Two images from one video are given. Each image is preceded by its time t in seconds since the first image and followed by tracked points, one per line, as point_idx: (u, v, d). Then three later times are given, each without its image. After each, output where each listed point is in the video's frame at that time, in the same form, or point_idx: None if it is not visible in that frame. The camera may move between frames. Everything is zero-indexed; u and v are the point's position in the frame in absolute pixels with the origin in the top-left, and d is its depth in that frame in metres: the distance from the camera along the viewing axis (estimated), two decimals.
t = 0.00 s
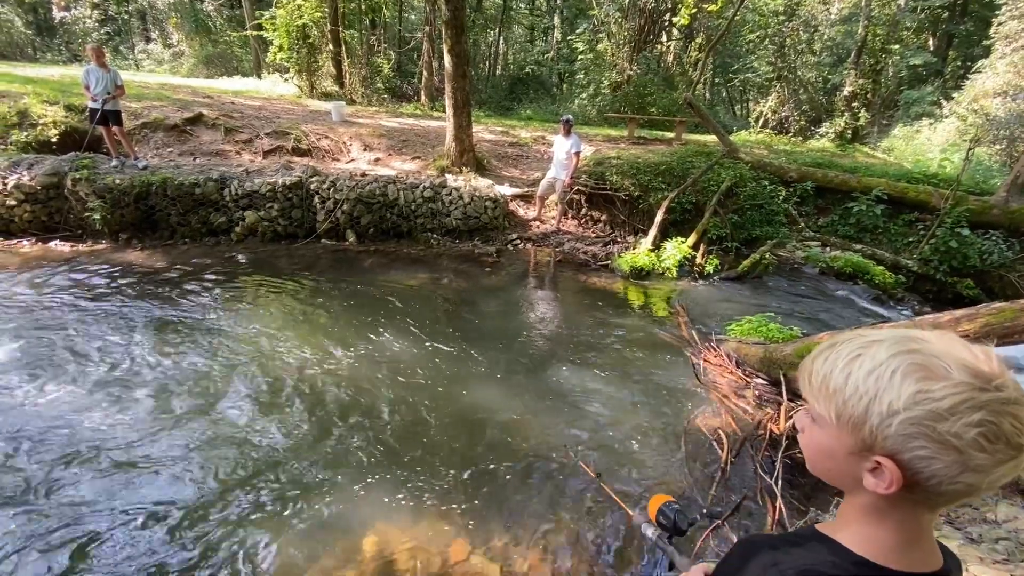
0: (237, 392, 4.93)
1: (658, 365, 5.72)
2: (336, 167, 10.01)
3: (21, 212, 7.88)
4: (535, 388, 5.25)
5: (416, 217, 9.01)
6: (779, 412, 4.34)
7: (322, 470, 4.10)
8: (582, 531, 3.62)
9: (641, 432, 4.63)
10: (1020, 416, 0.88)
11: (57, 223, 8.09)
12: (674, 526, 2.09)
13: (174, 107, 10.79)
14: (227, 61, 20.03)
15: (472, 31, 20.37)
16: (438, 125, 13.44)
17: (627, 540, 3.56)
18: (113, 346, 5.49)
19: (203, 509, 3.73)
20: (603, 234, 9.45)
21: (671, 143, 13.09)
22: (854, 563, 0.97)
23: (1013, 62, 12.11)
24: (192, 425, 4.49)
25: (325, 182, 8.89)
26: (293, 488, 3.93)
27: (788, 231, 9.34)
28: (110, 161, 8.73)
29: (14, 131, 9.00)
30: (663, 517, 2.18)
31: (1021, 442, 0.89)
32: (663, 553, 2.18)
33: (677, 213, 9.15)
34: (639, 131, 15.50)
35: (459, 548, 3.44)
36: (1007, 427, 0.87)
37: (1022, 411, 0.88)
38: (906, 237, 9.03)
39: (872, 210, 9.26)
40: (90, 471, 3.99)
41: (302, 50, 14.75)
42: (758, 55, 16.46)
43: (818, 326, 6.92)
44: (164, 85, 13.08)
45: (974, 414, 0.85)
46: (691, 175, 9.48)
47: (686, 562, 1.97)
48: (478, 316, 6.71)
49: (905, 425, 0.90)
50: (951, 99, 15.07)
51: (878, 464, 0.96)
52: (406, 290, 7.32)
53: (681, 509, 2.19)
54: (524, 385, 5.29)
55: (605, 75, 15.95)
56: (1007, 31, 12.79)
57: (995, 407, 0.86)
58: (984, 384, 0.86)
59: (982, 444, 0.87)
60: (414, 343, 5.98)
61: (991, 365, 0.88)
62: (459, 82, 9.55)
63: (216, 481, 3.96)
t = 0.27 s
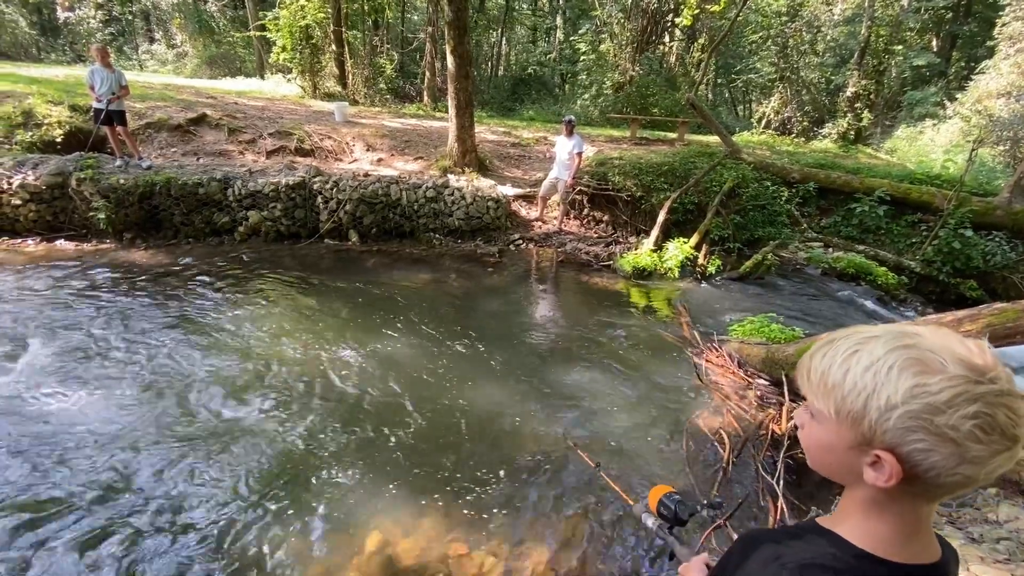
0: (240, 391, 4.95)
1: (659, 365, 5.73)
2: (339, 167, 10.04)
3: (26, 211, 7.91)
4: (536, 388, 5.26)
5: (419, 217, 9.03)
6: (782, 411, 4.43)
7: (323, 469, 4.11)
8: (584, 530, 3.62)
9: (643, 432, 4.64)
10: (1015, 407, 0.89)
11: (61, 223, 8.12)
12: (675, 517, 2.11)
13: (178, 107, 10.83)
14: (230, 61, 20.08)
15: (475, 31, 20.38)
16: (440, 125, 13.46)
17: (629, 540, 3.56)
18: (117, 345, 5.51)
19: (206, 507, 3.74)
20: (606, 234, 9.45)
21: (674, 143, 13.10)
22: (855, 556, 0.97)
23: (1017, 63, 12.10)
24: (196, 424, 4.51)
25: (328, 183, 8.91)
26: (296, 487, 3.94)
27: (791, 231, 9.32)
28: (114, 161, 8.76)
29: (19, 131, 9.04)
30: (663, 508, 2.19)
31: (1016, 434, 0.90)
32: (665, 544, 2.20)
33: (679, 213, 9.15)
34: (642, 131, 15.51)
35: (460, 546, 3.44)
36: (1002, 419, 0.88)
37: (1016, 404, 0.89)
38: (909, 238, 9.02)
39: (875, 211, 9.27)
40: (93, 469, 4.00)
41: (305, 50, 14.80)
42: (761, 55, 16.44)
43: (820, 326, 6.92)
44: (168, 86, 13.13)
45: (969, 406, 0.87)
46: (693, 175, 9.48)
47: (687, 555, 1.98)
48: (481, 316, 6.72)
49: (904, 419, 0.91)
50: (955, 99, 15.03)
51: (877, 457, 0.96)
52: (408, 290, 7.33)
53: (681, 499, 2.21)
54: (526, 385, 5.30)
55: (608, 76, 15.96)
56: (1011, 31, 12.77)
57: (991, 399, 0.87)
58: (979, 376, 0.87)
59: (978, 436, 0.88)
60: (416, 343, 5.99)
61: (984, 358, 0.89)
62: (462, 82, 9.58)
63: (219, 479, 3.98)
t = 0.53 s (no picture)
0: (243, 390, 4.96)
1: (661, 366, 5.73)
2: (342, 168, 10.06)
3: (29, 211, 7.93)
4: (538, 388, 5.26)
5: (421, 218, 9.05)
6: (784, 412, 4.40)
7: (327, 469, 4.12)
8: (586, 530, 3.63)
9: (645, 432, 4.64)
10: (1021, 404, 0.90)
11: (65, 222, 8.14)
12: (681, 514, 2.12)
13: (181, 108, 10.86)
14: (233, 62, 20.12)
15: (477, 33, 20.40)
16: (442, 126, 13.48)
17: (631, 540, 3.57)
18: (121, 345, 5.53)
19: (210, 507, 3.75)
20: (608, 235, 9.46)
21: (676, 144, 13.11)
22: (863, 552, 0.98)
23: (1020, 65, 12.07)
24: (198, 423, 4.52)
25: (330, 183, 8.92)
26: (298, 487, 3.95)
27: (793, 233, 9.32)
28: (118, 160, 8.79)
29: (23, 130, 9.07)
30: (669, 505, 2.20)
31: (1021, 430, 0.91)
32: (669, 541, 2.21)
33: (681, 215, 9.15)
34: (644, 132, 15.50)
35: (463, 546, 3.45)
36: (1009, 415, 0.89)
37: (1022, 401, 0.90)
38: (911, 240, 9.00)
39: (877, 213, 9.27)
40: (97, 469, 4.01)
41: (307, 51, 14.82)
42: (763, 57, 16.43)
43: (821, 328, 6.91)
44: (171, 86, 13.17)
45: (976, 403, 0.88)
46: (695, 177, 9.48)
47: (693, 552, 1.98)
48: (483, 317, 6.73)
49: (912, 416, 0.92)
50: (957, 101, 15.01)
51: (885, 454, 0.97)
52: (410, 290, 7.34)
53: (687, 497, 2.21)
54: (528, 385, 5.31)
55: (610, 77, 15.94)
56: (1014, 33, 12.75)
57: (997, 397, 0.88)
58: (985, 374, 0.88)
59: (984, 433, 0.89)
60: (418, 343, 6.00)
61: (992, 356, 0.90)
62: (464, 83, 9.58)
63: (223, 479, 3.98)
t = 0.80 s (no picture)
0: (244, 390, 4.96)
1: (662, 367, 5.74)
2: (343, 168, 10.08)
3: (31, 210, 7.94)
4: (539, 389, 5.27)
5: (422, 218, 9.05)
6: (784, 414, 4.37)
7: (328, 469, 4.12)
8: (587, 531, 3.63)
9: (646, 434, 4.64)
10: None
11: (67, 222, 8.15)
12: (685, 518, 2.12)
13: (182, 108, 10.88)
14: (234, 62, 20.16)
15: (478, 34, 20.44)
16: (443, 127, 13.50)
17: (632, 542, 3.56)
18: (122, 344, 5.53)
19: (211, 506, 3.75)
20: (608, 237, 9.46)
21: (676, 146, 13.13)
22: (871, 551, 0.98)
23: (1021, 68, 12.09)
24: (199, 423, 4.52)
25: (331, 184, 8.93)
26: (299, 487, 3.94)
27: (794, 235, 9.31)
28: (119, 160, 8.80)
29: (24, 130, 9.08)
30: (673, 509, 2.19)
31: None
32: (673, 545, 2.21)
33: (681, 216, 9.16)
34: (644, 134, 15.51)
35: (464, 546, 3.44)
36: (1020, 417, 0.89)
37: None
38: (912, 242, 8.99)
39: (878, 215, 9.28)
40: (97, 468, 4.01)
41: (309, 52, 14.85)
42: (764, 59, 16.45)
43: (822, 330, 6.91)
44: (172, 86, 13.18)
45: (986, 404, 0.88)
46: (696, 179, 9.49)
47: (697, 555, 1.98)
48: (484, 317, 6.73)
49: (920, 416, 0.92)
50: (958, 104, 15.03)
51: (894, 454, 0.97)
52: (410, 291, 7.35)
53: (690, 500, 2.22)
54: (529, 386, 5.31)
55: (611, 78, 15.96)
56: (1015, 36, 12.77)
57: (1008, 398, 0.88)
58: (996, 375, 0.88)
59: (994, 433, 0.89)
60: (419, 344, 6.00)
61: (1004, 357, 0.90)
62: (465, 84, 9.59)
63: (223, 479, 3.98)
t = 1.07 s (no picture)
0: (243, 390, 4.96)
1: (662, 368, 5.74)
2: (343, 169, 10.08)
3: (31, 209, 7.93)
4: (539, 390, 5.26)
5: (422, 219, 9.06)
6: (784, 416, 4.36)
7: (328, 469, 4.12)
8: (587, 532, 3.63)
9: (646, 435, 4.64)
10: None
11: (67, 221, 8.15)
12: (689, 522, 2.12)
13: (183, 107, 10.88)
14: (234, 62, 20.17)
15: (479, 35, 20.48)
16: (443, 128, 13.50)
17: (632, 543, 3.56)
18: (122, 344, 5.52)
19: (211, 506, 3.75)
20: (608, 238, 9.47)
21: (676, 148, 13.14)
22: (881, 554, 0.98)
23: (1020, 72, 12.12)
24: (199, 422, 4.52)
25: (332, 184, 8.93)
26: (299, 487, 3.94)
27: (793, 237, 9.31)
28: (120, 160, 8.80)
29: (25, 129, 9.08)
30: (679, 514, 2.20)
31: None
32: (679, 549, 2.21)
33: (681, 218, 9.17)
34: (644, 136, 15.53)
35: (463, 547, 3.45)
36: None
37: None
38: (912, 245, 9.01)
39: (878, 217, 9.29)
40: (96, 467, 4.00)
41: (309, 52, 14.87)
42: (764, 61, 16.49)
43: (822, 332, 6.92)
44: (173, 86, 13.18)
45: (1001, 409, 0.87)
46: (696, 180, 9.50)
47: (701, 559, 1.98)
48: (484, 318, 6.73)
49: (933, 420, 0.92)
50: (957, 107, 15.07)
51: (906, 458, 0.98)
52: (410, 291, 7.35)
53: (695, 504, 2.22)
54: (529, 387, 5.30)
55: (611, 80, 15.98)
56: (1014, 40, 12.81)
57: None
58: (1012, 380, 0.87)
59: (1008, 438, 0.88)
60: (419, 344, 6.00)
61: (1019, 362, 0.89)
62: (466, 85, 9.59)
63: (222, 479, 3.98)
